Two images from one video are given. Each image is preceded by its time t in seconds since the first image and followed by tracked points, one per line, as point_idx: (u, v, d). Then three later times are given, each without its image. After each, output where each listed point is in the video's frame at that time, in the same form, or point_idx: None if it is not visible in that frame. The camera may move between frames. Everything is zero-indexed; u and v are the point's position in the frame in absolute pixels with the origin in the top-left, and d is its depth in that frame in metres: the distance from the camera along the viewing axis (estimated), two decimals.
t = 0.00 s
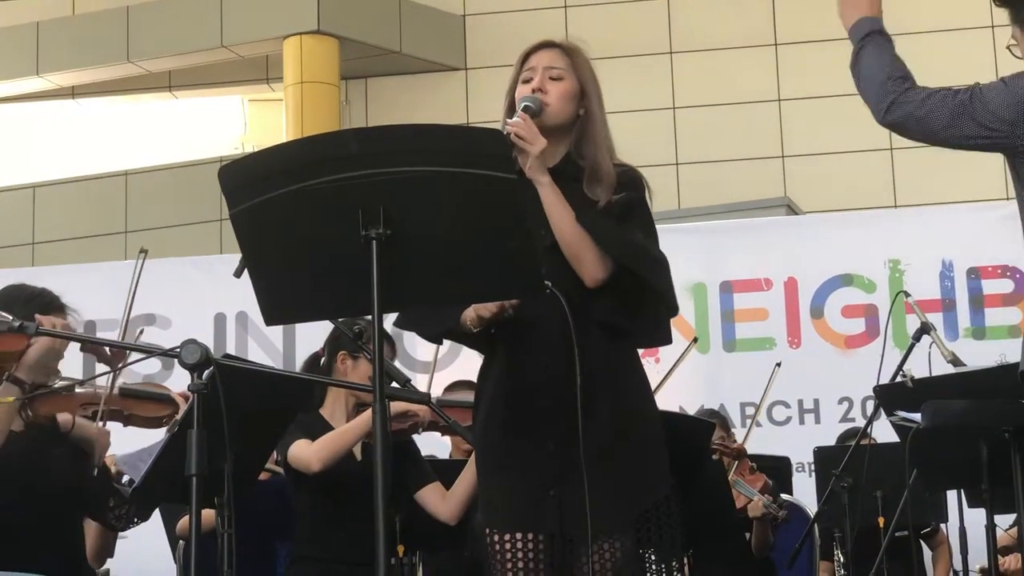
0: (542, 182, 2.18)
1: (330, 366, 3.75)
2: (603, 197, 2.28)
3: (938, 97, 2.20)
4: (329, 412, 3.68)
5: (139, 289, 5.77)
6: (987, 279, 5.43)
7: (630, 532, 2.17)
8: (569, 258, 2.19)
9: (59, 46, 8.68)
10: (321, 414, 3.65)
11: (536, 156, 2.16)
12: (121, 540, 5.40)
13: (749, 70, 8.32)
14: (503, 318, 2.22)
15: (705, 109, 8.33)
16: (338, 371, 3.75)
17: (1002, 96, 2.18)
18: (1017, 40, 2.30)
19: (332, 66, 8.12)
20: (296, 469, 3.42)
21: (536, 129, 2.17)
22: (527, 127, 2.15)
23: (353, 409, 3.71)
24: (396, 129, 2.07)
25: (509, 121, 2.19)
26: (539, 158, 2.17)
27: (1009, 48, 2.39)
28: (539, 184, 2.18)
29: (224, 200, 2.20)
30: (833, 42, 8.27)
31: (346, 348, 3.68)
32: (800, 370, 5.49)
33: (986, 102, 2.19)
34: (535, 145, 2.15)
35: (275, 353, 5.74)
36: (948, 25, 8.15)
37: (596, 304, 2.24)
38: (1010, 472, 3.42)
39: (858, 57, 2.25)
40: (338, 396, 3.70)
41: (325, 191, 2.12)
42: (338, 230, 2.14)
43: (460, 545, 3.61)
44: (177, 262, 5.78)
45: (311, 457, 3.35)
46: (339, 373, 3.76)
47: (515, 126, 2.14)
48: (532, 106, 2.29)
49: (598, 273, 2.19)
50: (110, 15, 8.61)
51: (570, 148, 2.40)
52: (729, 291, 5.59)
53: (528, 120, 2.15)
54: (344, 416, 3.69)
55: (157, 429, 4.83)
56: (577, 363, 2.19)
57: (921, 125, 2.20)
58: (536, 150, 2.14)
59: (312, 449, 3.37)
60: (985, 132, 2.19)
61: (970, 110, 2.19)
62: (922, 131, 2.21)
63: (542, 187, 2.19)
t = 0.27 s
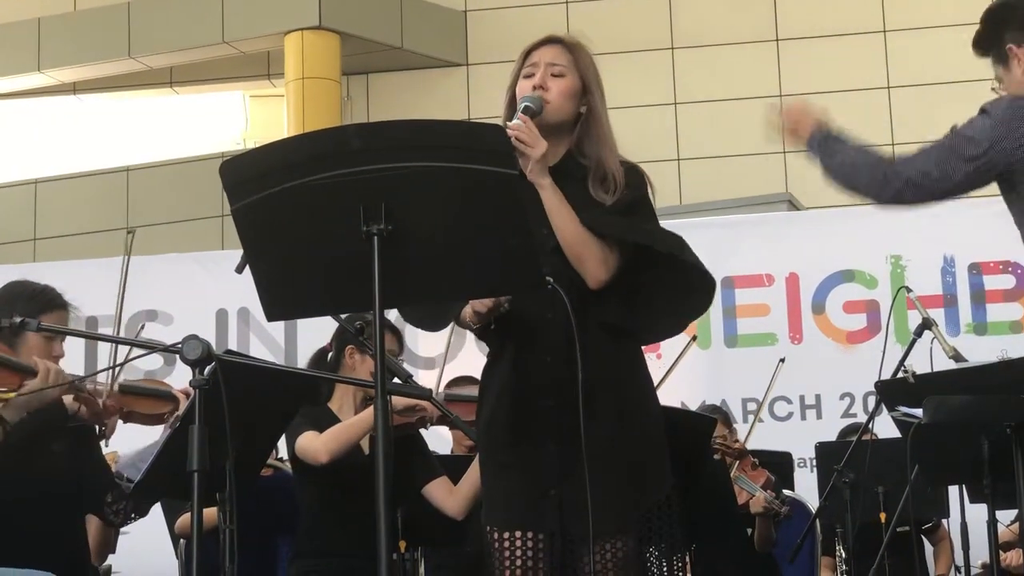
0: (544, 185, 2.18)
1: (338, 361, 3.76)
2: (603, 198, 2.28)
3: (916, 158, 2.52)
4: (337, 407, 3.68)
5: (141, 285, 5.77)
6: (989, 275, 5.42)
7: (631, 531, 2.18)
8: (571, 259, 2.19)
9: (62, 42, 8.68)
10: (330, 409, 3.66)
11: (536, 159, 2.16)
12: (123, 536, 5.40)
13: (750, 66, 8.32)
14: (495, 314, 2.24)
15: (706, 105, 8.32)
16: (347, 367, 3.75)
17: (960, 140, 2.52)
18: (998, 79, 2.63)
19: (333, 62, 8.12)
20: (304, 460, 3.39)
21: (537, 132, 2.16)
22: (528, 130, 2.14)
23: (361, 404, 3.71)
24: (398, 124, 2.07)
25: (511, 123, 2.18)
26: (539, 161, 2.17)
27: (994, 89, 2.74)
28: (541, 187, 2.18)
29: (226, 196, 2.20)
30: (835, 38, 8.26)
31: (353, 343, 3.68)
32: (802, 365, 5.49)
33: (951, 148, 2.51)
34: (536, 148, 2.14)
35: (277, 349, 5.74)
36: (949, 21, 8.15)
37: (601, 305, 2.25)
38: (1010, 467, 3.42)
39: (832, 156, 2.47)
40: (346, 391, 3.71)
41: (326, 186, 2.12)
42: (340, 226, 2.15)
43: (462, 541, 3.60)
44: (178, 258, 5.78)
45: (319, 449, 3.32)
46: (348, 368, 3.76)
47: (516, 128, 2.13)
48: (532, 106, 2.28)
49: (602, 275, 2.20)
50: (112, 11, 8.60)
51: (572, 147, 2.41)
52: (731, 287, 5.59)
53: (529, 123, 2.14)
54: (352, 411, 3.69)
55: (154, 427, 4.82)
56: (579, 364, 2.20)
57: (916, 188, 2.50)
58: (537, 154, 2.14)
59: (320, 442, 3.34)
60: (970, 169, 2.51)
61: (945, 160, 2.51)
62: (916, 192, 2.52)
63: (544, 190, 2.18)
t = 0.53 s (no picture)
0: (543, 189, 2.19)
1: (340, 358, 3.76)
2: (604, 197, 2.29)
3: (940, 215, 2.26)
4: (337, 405, 3.68)
5: (141, 282, 5.77)
6: (989, 272, 5.43)
7: (631, 530, 2.18)
8: (571, 261, 2.20)
9: (61, 39, 8.68)
10: (330, 407, 3.66)
11: (536, 161, 2.17)
12: (123, 533, 5.41)
13: (750, 63, 8.31)
14: (502, 315, 2.24)
15: (706, 102, 8.32)
16: (349, 364, 3.75)
17: (972, 171, 2.26)
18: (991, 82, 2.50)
19: (333, 59, 8.12)
20: (301, 463, 3.42)
21: (536, 135, 2.18)
22: (527, 133, 2.15)
23: (362, 403, 3.71)
24: (398, 121, 2.06)
25: (511, 125, 2.20)
26: (539, 163, 2.18)
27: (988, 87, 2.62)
28: (540, 190, 2.19)
29: (226, 193, 2.20)
30: (836, 35, 8.26)
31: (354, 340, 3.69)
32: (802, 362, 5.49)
33: (965, 184, 2.26)
34: (535, 152, 2.17)
35: (277, 346, 5.74)
36: (949, 18, 8.14)
37: (604, 305, 2.25)
38: (1010, 465, 3.42)
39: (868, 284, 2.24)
40: (346, 389, 3.70)
41: (327, 183, 2.12)
42: (340, 224, 2.15)
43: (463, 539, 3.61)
44: (179, 256, 5.78)
45: (318, 453, 3.37)
46: (349, 366, 3.77)
47: (517, 131, 2.15)
48: (532, 107, 2.28)
49: (601, 277, 2.21)
50: (111, 8, 8.60)
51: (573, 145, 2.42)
52: (731, 284, 5.60)
53: (528, 126, 2.16)
54: (352, 409, 3.68)
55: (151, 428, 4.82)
56: (580, 364, 2.21)
57: (962, 244, 2.21)
58: (536, 157, 2.16)
59: (318, 445, 3.38)
60: (1001, 192, 2.23)
61: (970, 197, 2.24)
62: (967, 250, 2.23)
63: (544, 192, 2.19)
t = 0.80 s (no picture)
0: (545, 184, 2.19)
1: (335, 356, 3.75)
2: (606, 195, 2.29)
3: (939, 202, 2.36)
4: (331, 405, 3.67)
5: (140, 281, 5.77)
6: (988, 271, 5.43)
7: (631, 528, 2.18)
8: (572, 258, 2.20)
9: (61, 37, 8.67)
10: (324, 406, 3.64)
11: (537, 158, 2.17)
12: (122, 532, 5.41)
13: (750, 62, 8.31)
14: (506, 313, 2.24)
15: (705, 101, 8.32)
16: (343, 362, 3.74)
17: (972, 162, 2.33)
18: (1001, 49, 2.51)
19: (333, 57, 8.12)
20: (297, 466, 3.41)
21: (538, 132, 2.19)
22: (528, 129, 2.17)
23: (356, 401, 3.70)
24: (399, 119, 2.07)
25: (512, 122, 2.20)
26: (541, 160, 2.18)
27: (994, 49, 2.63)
28: (541, 186, 2.19)
29: (226, 191, 2.20)
30: (836, 34, 8.26)
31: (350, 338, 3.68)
32: (801, 361, 5.49)
33: (965, 175, 2.34)
34: (536, 146, 2.17)
35: (276, 344, 5.73)
36: (949, 17, 8.14)
37: (605, 304, 2.26)
38: (1009, 463, 3.42)
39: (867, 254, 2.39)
40: (341, 387, 3.69)
41: (328, 181, 2.12)
42: (341, 222, 2.15)
43: (461, 537, 3.60)
44: (178, 254, 5.78)
45: (312, 456, 3.34)
46: (343, 364, 3.76)
47: (515, 126, 2.16)
48: (534, 104, 2.29)
49: (602, 273, 2.21)
50: (111, 7, 8.59)
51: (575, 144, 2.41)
52: (731, 283, 5.60)
53: (529, 122, 2.17)
54: (347, 407, 3.67)
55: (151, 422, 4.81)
56: (580, 363, 2.21)
57: (958, 235, 2.32)
58: (537, 153, 2.16)
59: (313, 448, 3.36)
60: (999, 184, 2.30)
61: (968, 189, 2.32)
62: (965, 240, 2.33)
63: (544, 188, 2.19)
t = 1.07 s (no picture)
0: (543, 181, 2.19)
1: (328, 355, 3.75)
2: (608, 192, 2.29)
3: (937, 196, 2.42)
4: (325, 405, 3.66)
5: (139, 280, 5.76)
6: (987, 270, 5.44)
7: (631, 526, 2.18)
8: (571, 254, 2.22)
9: (60, 36, 8.67)
10: (317, 406, 3.63)
11: (536, 154, 2.17)
12: (122, 532, 5.40)
13: (748, 61, 8.31)
14: (504, 307, 2.26)
15: (704, 100, 8.32)
16: (336, 361, 3.74)
17: (972, 160, 2.38)
18: (1006, 44, 2.52)
19: (331, 57, 8.11)
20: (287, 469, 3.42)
21: (536, 129, 2.19)
22: (527, 126, 2.17)
23: (350, 400, 3.70)
24: (398, 119, 2.07)
25: (511, 120, 2.20)
26: (540, 157, 2.18)
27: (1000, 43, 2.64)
28: (540, 182, 2.19)
29: (224, 190, 2.20)
30: (834, 34, 8.26)
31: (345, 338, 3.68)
32: (800, 360, 5.49)
33: (965, 171, 2.39)
34: (534, 144, 2.18)
35: (275, 344, 5.73)
36: (948, 16, 8.14)
37: (605, 301, 2.26)
38: (1009, 463, 3.42)
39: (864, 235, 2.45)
40: (334, 386, 3.68)
41: (327, 180, 2.12)
42: (340, 221, 2.15)
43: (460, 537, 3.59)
44: (177, 254, 5.78)
45: (300, 462, 3.35)
46: (336, 363, 3.76)
47: (514, 123, 2.16)
48: (533, 103, 2.28)
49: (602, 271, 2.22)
50: (109, 6, 8.59)
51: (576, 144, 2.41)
52: (729, 282, 5.60)
53: (528, 119, 2.17)
54: (341, 407, 3.67)
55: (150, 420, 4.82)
56: (579, 361, 2.21)
57: (953, 230, 2.39)
58: (535, 150, 2.17)
59: (301, 454, 3.37)
60: (996, 183, 2.36)
61: (967, 186, 2.38)
62: (959, 234, 2.40)
63: (543, 184, 2.20)
